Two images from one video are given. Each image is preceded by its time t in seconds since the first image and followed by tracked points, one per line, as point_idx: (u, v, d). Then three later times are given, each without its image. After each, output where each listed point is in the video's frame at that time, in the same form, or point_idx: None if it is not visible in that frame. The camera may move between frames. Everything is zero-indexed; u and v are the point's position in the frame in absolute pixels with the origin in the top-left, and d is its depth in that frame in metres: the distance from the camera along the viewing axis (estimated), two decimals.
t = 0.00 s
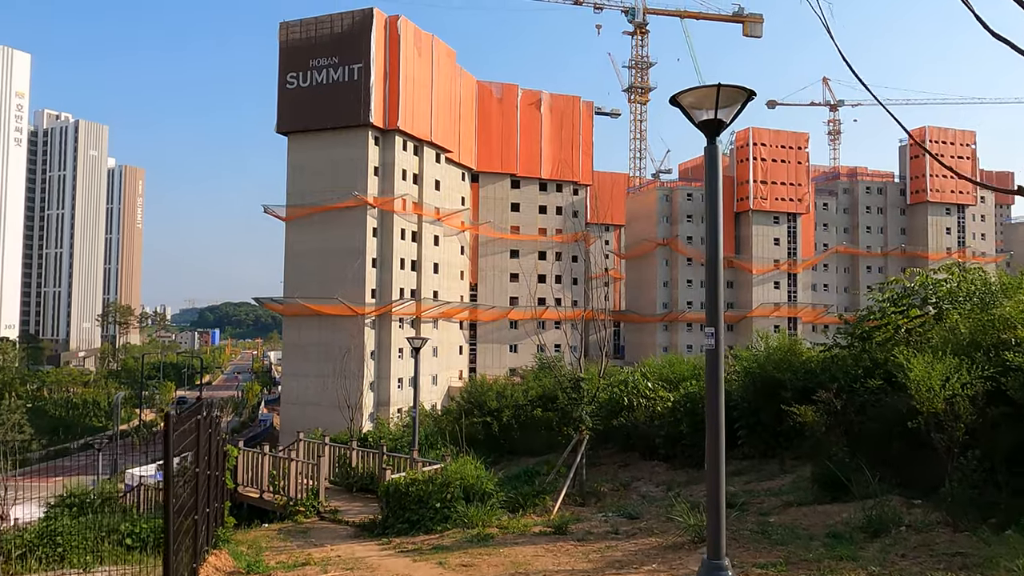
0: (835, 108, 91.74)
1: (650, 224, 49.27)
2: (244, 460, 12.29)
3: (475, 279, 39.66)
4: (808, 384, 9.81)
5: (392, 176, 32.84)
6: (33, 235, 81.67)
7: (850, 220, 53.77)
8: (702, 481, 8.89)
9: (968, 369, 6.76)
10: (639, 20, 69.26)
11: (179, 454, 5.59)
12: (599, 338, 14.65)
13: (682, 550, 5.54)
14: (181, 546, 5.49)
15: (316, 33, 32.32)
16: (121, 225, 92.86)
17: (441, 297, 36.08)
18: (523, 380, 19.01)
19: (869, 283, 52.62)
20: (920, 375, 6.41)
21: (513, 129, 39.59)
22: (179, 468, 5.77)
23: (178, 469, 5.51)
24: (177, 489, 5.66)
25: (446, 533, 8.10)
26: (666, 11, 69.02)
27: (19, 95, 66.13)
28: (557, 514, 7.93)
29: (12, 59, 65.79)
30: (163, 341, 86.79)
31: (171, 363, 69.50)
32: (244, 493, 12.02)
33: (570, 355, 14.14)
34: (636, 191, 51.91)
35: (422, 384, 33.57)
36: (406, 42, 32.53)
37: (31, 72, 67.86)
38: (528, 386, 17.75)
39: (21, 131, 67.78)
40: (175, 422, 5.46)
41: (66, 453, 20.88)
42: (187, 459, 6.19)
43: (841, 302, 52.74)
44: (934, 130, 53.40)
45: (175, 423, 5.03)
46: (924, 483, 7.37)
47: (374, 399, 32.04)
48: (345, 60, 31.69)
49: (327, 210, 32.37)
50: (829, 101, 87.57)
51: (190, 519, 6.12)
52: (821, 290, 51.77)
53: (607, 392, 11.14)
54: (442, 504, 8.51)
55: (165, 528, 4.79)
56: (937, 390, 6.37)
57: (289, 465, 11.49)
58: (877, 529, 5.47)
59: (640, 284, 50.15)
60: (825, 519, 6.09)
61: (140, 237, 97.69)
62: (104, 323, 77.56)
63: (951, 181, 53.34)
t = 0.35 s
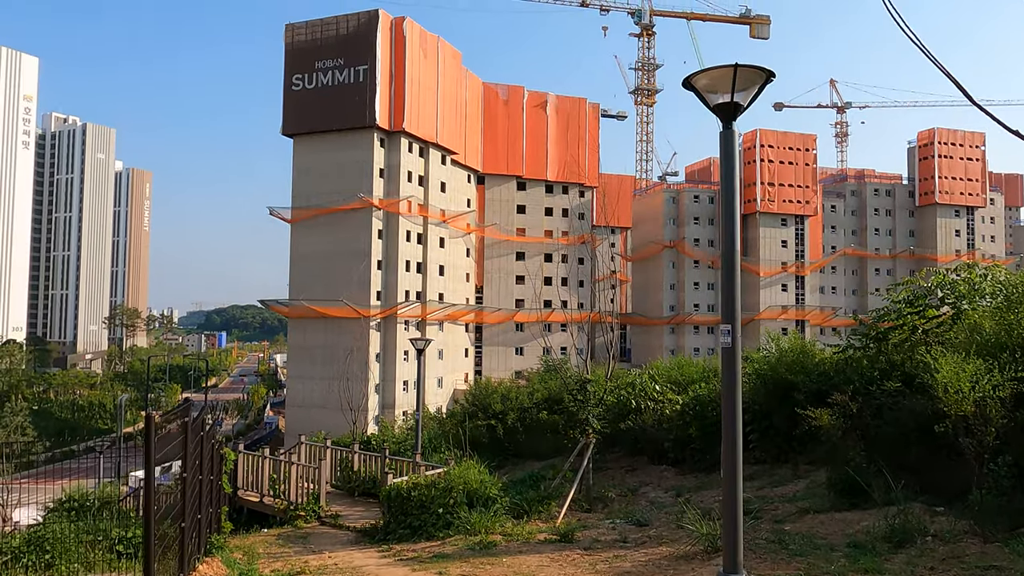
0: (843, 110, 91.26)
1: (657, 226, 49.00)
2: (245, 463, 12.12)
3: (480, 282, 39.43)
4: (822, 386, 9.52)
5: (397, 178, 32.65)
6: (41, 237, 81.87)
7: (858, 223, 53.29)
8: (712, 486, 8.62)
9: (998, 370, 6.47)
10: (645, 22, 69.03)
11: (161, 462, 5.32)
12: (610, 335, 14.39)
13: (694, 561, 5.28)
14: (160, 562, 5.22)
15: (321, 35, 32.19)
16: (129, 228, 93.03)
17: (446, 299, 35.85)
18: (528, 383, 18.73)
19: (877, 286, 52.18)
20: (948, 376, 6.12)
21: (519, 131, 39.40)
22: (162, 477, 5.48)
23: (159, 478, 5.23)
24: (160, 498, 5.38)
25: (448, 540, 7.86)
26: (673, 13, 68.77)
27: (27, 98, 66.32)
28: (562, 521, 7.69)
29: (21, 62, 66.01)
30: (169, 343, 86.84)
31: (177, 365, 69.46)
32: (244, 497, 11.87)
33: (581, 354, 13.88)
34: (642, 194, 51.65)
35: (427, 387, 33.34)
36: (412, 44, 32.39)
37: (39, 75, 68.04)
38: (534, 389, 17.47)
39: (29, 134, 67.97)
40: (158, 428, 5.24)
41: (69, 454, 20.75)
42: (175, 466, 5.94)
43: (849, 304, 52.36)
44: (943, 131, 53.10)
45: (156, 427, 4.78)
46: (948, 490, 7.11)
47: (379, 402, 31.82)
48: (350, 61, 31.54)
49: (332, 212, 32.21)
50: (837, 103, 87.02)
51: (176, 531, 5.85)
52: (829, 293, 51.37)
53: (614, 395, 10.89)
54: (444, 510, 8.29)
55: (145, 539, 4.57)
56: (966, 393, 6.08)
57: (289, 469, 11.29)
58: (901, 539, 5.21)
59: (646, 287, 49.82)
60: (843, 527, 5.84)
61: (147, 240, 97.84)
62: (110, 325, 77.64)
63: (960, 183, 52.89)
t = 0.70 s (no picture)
0: (856, 107, 90.44)
1: (668, 224, 48.65)
2: (251, 464, 11.96)
3: (491, 280, 39.20)
4: (844, 388, 9.24)
5: (407, 176, 32.48)
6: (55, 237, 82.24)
7: (872, 220, 52.65)
8: (729, 491, 8.36)
9: None
10: (656, 19, 68.54)
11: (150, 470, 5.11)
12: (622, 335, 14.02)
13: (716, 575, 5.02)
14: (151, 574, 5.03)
15: (332, 33, 32.04)
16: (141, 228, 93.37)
17: (457, 298, 35.64)
18: (539, 383, 18.45)
19: (892, 285, 51.60)
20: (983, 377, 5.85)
21: (529, 130, 39.12)
22: (151, 483, 5.27)
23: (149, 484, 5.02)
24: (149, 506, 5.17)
25: (457, 546, 7.64)
26: (684, 10, 68.26)
27: (40, 99, 66.54)
28: (575, 527, 7.46)
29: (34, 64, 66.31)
30: (182, 342, 87.15)
31: (190, 364, 69.64)
32: (251, 498, 11.72)
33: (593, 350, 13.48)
34: (653, 191, 51.28)
35: (437, 386, 33.16)
36: (422, 41, 32.22)
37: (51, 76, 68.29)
38: (545, 389, 17.22)
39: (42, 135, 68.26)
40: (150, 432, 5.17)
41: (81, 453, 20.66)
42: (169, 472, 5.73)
43: (862, 303, 51.90)
44: (959, 127, 52.41)
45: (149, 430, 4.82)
46: (978, 497, 6.81)
47: (389, 401, 31.66)
48: (360, 60, 31.39)
49: (342, 210, 32.07)
50: (850, 100, 86.16)
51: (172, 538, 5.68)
52: (842, 291, 50.89)
53: (626, 395, 10.64)
54: (453, 514, 8.10)
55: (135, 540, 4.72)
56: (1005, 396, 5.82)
57: (296, 470, 11.07)
58: (936, 550, 4.95)
59: (658, 286, 49.44)
60: (872, 537, 5.57)
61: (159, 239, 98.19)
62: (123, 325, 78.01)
63: (976, 180, 52.20)
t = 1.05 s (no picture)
0: (873, 106, 89.51)
1: (683, 224, 48.25)
2: (264, 465, 11.82)
3: (505, 281, 38.96)
4: (874, 386, 8.95)
5: (421, 177, 32.33)
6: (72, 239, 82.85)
7: (890, 220, 51.91)
8: (754, 494, 8.06)
9: None
10: (670, 19, 68.09)
11: (152, 468, 4.85)
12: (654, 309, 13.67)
13: None
14: None
15: (345, 34, 31.96)
16: (157, 230, 93.92)
17: (471, 299, 35.45)
18: (555, 383, 18.18)
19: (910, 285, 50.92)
20: None
21: (543, 129, 38.87)
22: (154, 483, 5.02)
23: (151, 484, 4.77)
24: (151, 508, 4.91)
25: (474, 550, 7.41)
26: (699, 9, 67.79)
27: (57, 103, 67.04)
28: (595, 530, 7.22)
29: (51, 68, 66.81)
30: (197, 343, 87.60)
31: (205, 365, 69.95)
32: (264, 500, 11.55)
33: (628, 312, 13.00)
34: (668, 191, 50.87)
35: (452, 387, 32.99)
36: (435, 41, 32.06)
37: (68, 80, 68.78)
38: (561, 389, 16.99)
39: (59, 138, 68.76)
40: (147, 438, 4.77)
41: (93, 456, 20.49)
42: (175, 470, 5.49)
43: (881, 303, 51.29)
44: (978, 125, 51.58)
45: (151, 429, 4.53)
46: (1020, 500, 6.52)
47: (403, 402, 31.49)
48: (373, 60, 31.27)
49: (355, 211, 31.95)
50: (867, 99, 85.30)
51: (178, 541, 5.44)
52: (860, 291, 50.32)
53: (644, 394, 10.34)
54: (470, 516, 7.89)
55: (136, 544, 4.38)
56: None
57: (309, 471, 10.90)
58: (987, 559, 4.64)
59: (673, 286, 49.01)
60: (914, 543, 5.27)
61: (175, 241, 98.75)
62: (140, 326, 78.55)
63: (997, 178, 51.36)
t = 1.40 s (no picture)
0: (885, 105, 88.78)
1: (693, 225, 47.89)
2: (271, 466, 11.69)
3: (515, 282, 38.71)
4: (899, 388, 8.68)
5: (431, 177, 32.17)
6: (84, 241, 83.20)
7: (903, 220, 51.26)
8: (774, 499, 7.79)
9: None
10: (681, 18, 67.66)
11: (145, 467, 4.54)
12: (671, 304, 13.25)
13: None
14: None
15: (354, 34, 31.84)
16: (168, 231, 94.23)
17: (480, 300, 35.23)
18: (566, 384, 17.95)
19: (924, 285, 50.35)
20: None
21: (553, 130, 38.64)
22: (150, 488, 4.76)
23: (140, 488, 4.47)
24: (142, 515, 4.62)
25: (484, 557, 7.19)
26: (709, 8, 67.28)
27: (70, 105, 67.37)
28: (609, 537, 6.99)
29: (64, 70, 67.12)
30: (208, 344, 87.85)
31: (216, 366, 70.09)
32: (271, 503, 11.42)
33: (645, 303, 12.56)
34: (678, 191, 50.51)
35: (461, 388, 32.79)
36: (445, 41, 31.89)
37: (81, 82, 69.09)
38: (572, 390, 16.76)
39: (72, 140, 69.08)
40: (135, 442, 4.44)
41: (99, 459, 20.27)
42: (169, 473, 5.22)
43: (894, 304, 50.76)
44: (993, 123, 50.91)
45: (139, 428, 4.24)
46: None
47: (413, 403, 31.32)
48: (382, 60, 31.12)
49: (365, 212, 31.83)
50: (879, 99, 84.54)
51: (171, 552, 5.16)
52: (873, 292, 49.81)
53: (660, 396, 10.08)
54: (480, 521, 7.69)
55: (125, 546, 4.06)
56: None
57: (316, 474, 10.72)
58: None
59: (683, 287, 48.57)
60: (948, 553, 5.00)
61: (186, 242, 99.09)
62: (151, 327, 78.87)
63: (1012, 177, 50.69)
